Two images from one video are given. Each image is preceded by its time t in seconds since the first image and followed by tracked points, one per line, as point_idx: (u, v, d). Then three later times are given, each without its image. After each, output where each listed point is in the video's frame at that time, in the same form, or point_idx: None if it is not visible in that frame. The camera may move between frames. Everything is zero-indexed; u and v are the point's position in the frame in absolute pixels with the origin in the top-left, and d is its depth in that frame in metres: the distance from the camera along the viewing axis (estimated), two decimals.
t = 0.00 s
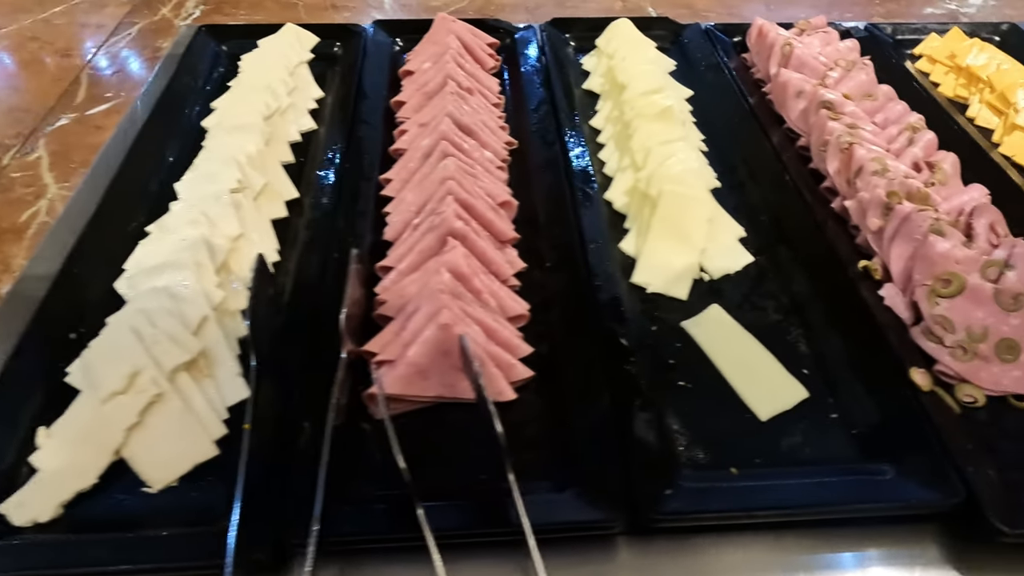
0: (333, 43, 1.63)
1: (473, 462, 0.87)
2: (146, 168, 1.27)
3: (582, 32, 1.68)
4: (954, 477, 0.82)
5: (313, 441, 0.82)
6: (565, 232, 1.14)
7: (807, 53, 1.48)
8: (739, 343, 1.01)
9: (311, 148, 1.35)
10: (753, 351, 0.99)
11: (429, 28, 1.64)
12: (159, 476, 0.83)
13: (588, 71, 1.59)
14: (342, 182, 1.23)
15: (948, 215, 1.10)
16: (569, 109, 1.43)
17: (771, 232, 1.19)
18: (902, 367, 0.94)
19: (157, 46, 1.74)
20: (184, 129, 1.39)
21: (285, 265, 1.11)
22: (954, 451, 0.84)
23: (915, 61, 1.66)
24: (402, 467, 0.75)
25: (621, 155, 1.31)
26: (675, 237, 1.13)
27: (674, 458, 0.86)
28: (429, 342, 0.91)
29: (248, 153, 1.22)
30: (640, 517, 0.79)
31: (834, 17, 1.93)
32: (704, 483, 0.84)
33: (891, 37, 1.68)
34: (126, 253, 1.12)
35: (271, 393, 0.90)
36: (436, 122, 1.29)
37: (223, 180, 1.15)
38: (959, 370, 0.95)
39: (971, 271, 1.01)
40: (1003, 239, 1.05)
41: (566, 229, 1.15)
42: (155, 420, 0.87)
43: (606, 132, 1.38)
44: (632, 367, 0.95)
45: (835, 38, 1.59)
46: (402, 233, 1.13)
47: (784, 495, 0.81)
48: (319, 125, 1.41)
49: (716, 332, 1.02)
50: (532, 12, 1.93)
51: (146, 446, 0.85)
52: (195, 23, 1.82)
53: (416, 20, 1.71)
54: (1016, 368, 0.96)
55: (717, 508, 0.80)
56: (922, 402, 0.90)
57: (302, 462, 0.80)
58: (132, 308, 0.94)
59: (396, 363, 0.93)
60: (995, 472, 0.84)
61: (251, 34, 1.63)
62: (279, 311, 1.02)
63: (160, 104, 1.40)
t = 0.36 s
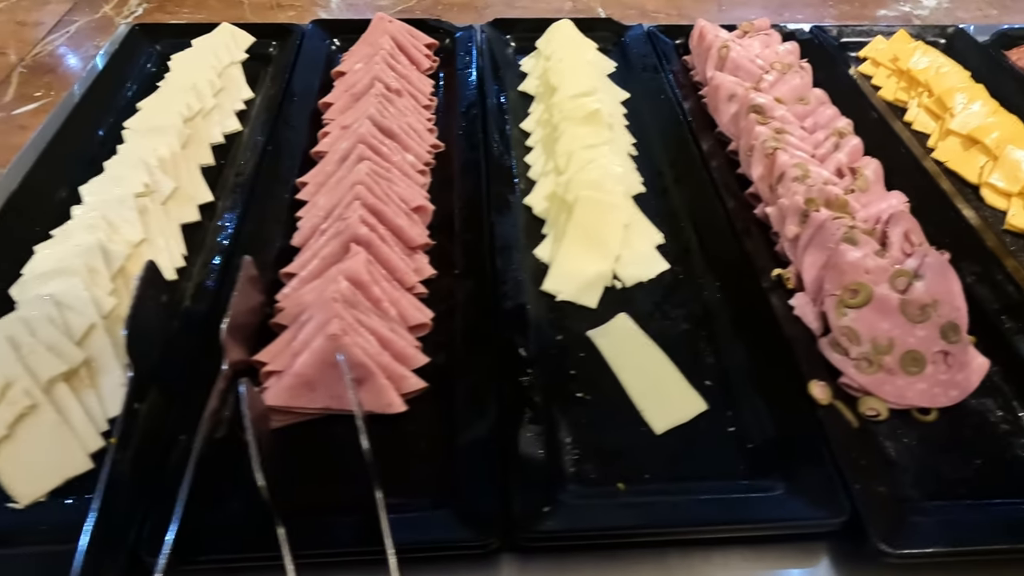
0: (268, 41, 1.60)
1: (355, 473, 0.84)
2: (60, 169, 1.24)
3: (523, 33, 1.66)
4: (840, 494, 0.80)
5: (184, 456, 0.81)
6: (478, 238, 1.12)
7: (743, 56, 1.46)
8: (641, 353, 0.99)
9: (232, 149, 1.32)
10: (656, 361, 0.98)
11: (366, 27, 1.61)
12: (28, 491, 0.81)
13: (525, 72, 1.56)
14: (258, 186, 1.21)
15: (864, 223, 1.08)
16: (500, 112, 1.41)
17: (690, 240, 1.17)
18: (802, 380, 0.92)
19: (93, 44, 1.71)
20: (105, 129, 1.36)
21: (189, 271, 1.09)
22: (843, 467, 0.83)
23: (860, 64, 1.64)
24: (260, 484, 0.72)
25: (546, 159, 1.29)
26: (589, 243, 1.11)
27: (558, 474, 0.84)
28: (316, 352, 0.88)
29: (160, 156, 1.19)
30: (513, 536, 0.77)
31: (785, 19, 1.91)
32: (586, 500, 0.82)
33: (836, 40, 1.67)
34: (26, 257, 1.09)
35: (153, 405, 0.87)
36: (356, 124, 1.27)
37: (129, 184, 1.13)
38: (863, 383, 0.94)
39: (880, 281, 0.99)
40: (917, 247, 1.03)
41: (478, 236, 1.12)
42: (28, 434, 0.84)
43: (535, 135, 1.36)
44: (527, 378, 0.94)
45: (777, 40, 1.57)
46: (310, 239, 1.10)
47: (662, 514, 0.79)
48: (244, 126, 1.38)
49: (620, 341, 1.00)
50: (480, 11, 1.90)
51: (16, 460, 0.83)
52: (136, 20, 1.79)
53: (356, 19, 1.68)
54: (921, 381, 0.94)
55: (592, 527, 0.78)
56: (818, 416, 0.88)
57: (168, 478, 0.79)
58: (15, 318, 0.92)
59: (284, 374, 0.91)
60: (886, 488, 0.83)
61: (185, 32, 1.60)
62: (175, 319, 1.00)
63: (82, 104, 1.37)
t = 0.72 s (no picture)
0: (213, 44, 1.59)
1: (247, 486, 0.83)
2: None
3: (471, 38, 1.65)
4: (733, 507, 0.79)
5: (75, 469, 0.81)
6: (399, 244, 1.11)
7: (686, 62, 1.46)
8: (552, 362, 0.98)
9: (164, 153, 1.31)
10: (567, 371, 0.97)
11: (312, 31, 1.61)
12: None
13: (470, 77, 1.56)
14: (184, 190, 1.20)
15: (786, 231, 1.07)
16: (439, 118, 1.40)
17: (616, 247, 1.16)
18: (710, 390, 0.92)
19: (39, 46, 1.70)
20: (38, 131, 1.35)
21: (104, 277, 1.07)
22: (740, 480, 0.82)
23: (809, 70, 1.63)
24: (133, 498, 0.70)
25: (479, 165, 1.28)
26: (511, 250, 1.10)
27: (452, 486, 0.83)
28: (216, 361, 0.87)
29: (84, 160, 1.18)
30: (397, 549, 0.76)
31: (741, 25, 1.90)
32: (478, 513, 0.81)
33: (786, 46, 1.66)
34: None
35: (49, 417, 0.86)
36: (286, 129, 1.26)
37: (48, 188, 1.12)
38: (773, 394, 0.93)
39: (795, 290, 0.98)
40: (836, 255, 1.02)
41: (400, 242, 1.11)
42: None
43: (472, 140, 1.35)
44: (431, 388, 0.93)
45: (724, 46, 1.56)
46: (229, 244, 1.09)
47: (552, 526, 0.78)
48: (179, 129, 1.37)
49: (533, 349, 0.99)
50: (435, 15, 1.90)
51: None
52: (86, 23, 1.79)
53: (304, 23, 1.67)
54: (832, 392, 0.93)
55: (478, 539, 0.77)
56: (721, 427, 0.87)
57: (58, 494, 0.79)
58: None
59: (184, 382, 0.90)
60: (784, 500, 0.82)
61: (129, 35, 1.59)
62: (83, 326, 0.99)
63: (15, 106, 1.36)
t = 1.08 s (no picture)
0: (165, 46, 1.58)
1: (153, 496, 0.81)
2: None
3: (427, 40, 1.64)
4: (646, 519, 0.77)
5: None
6: (330, 248, 1.09)
7: (638, 65, 1.44)
8: (478, 368, 0.96)
9: (104, 156, 1.29)
10: (493, 378, 0.95)
11: (264, 34, 1.59)
12: None
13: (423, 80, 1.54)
14: (118, 194, 1.18)
15: (722, 237, 1.06)
16: (386, 121, 1.39)
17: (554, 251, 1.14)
18: (632, 398, 0.90)
19: None
20: None
21: (28, 281, 1.05)
22: (655, 492, 0.80)
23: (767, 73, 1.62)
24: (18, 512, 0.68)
25: (423, 168, 1.26)
26: (445, 255, 1.09)
27: (363, 497, 0.82)
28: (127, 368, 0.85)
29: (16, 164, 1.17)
30: (297, 561, 0.74)
31: (704, 28, 1.89)
32: (386, 524, 0.79)
33: (744, 49, 1.65)
34: None
35: None
36: (225, 131, 1.24)
37: None
38: (699, 402, 0.91)
39: (725, 297, 0.96)
40: (769, 262, 1.00)
41: (332, 246, 1.09)
42: None
43: (418, 143, 1.34)
44: (350, 397, 0.91)
45: (680, 49, 1.55)
46: (157, 248, 1.07)
47: (458, 538, 0.77)
48: (121, 131, 1.35)
49: (460, 356, 0.97)
50: (396, 18, 1.89)
51: None
52: (42, 24, 1.77)
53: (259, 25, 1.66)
54: (759, 401, 0.92)
55: (381, 551, 0.75)
56: (642, 437, 0.86)
57: None
58: None
59: (96, 389, 0.87)
60: (699, 513, 0.80)
61: (80, 37, 1.58)
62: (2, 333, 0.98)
63: None
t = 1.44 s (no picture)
0: (118, 44, 1.55)
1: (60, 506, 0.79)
2: None
3: (386, 40, 1.62)
4: (565, 532, 0.75)
5: None
6: (266, 250, 1.06)
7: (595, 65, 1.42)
8: (409, 374, 0.94)
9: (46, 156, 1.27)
10: (423, 385, 0.92)
11: (219, 32, 1.57)
12: None
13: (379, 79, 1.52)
14: (55, 194, 1.16)
15: (665, 240, 1.04)
16: (337, 122, 1.37)
17: (498, 254, 1.12)
18: (562, 406, 0.87)
19: None
20: None
21: None
22: (577, 503, 0.78)
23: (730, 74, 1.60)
24: None
25: (370, 169, 1.24)
26: (383, 258, 1.06)
27: (278, 508, 0.79)
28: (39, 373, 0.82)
29: None
30: None
31: (672, 28, 1.87)
32: (299, 536, 0.77)
33: (708, 50, 1.63)
34: None
35: None
36: (167, 131, 1.22)
37: None
38: (633, 409, 0.89)
39: (663, 301, 0.94)
40: (711, 266, 0.98)
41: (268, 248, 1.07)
42: None
43: (367, 144, 1.32)
44: (273, 403, 0.89)
45: (641, 49, 1.53)
46: (89, 250, 1.05)
47: (371, 551, 0.74)
48: (66, 130, 1.32)
49: (391, 363, 0.95)
50: (360, 16, 1.86)
51: None
52: None
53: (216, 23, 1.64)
54: (694, 409, 0.89)
55: (289, 565, 0.73)
56: (568, 446, 0.84)
57: None
58: None
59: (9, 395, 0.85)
60: (623, 524, 0.78)
61: (32, 34, 1.55)
62: None
63: None
